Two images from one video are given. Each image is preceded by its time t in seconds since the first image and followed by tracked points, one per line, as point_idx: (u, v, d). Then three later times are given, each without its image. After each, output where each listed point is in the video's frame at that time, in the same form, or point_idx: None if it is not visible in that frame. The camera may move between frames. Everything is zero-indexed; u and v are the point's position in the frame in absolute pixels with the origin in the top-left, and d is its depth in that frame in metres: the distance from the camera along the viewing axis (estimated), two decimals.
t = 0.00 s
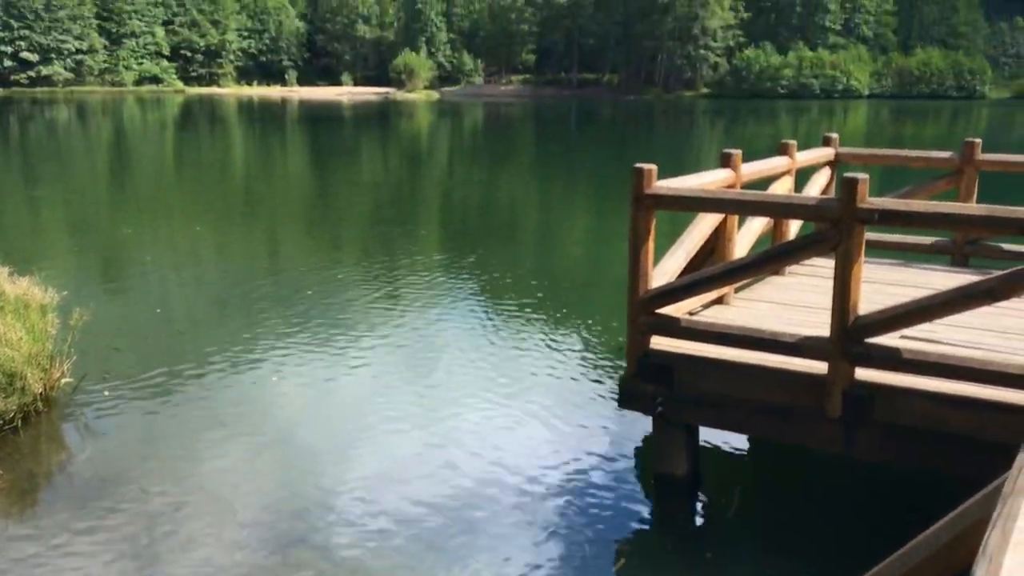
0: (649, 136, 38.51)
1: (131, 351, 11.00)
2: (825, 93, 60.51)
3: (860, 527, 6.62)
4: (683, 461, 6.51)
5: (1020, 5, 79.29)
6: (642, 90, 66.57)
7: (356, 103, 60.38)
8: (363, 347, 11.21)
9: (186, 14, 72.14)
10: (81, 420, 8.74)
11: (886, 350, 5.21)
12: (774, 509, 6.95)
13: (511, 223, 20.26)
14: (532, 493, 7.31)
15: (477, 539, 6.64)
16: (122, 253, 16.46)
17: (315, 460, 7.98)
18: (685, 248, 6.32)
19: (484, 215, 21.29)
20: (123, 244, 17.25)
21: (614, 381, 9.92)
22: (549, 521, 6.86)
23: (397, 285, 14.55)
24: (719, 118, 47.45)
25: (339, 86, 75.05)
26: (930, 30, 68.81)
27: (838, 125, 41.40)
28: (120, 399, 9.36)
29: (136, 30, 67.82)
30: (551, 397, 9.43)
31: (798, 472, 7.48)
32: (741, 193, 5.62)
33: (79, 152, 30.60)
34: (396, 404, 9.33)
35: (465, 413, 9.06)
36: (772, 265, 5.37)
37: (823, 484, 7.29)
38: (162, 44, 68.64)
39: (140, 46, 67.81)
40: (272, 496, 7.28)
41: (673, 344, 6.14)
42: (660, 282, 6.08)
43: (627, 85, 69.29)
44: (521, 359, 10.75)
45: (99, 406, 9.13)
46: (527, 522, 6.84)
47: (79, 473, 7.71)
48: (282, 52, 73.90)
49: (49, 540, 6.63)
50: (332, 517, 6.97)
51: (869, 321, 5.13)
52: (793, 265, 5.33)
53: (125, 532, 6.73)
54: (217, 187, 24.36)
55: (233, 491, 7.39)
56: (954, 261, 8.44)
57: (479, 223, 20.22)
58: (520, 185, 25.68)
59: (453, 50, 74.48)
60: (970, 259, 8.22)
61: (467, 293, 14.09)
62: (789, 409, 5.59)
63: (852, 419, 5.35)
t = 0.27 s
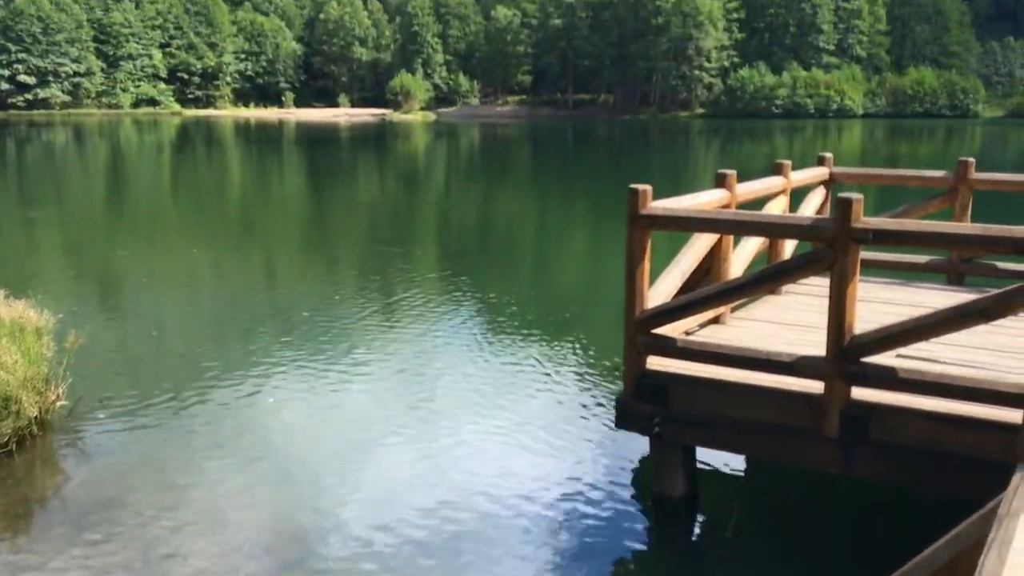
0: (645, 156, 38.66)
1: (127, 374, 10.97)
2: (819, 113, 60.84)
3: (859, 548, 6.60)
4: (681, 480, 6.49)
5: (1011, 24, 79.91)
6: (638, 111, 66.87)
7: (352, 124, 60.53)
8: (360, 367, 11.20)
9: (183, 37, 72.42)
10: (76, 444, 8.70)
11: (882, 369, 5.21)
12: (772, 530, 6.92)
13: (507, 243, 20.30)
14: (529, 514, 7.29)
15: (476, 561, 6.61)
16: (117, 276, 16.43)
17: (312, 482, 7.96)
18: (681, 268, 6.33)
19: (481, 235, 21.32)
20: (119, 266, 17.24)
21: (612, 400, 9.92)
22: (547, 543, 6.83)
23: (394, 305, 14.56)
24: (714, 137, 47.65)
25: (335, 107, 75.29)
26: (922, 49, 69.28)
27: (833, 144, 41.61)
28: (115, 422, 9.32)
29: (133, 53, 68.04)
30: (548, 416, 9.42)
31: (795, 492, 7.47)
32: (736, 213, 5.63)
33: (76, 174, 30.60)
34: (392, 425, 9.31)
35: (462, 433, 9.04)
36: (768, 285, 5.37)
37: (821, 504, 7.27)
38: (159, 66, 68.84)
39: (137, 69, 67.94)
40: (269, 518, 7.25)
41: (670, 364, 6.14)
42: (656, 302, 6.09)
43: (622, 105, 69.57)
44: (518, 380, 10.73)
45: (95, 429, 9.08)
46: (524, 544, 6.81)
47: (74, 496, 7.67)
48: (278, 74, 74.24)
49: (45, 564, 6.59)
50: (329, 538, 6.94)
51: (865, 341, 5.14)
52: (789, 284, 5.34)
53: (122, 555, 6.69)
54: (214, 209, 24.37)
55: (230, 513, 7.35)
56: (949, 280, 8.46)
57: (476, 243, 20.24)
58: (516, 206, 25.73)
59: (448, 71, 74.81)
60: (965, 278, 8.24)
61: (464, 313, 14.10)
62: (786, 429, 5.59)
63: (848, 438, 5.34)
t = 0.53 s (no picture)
0: (641, 174, 38.75)
1: (123, 393, 10.94)
2: (815, 131, 61.06)
3: (857, 566, 6.57)
4: (679, 499, 6.46)
5: (1004, 43, 80.54)
6: (634, 129, 67.15)
7: (349, 143, 60.72)
8: (357, 386, 11.17)
9: (180, 57, 72.75)
10: (71, 464, 8.65)
11: (879, 387, 5.20)
12: (770, 550, 6.90)
13: (504, 261, 20.31)
14: (527, 534, 7.25)
15: None
16: (114, 295, 16.40)
17: (308, 501, 7.93)
18: (677, 286, 6.34)
19: (478, 253, 21.33)
20: (115, 285, 17.22)
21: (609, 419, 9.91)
22: (545, 562, 6.80)
23: (391, 323, 14.55)
24: (710, 155, 47.87)
25: (332, 126, 75.55)
26: (916, 68, 69.77)
27: (829, 162, 41.72)
28: (111, 442, 9.28)
29: (130, 73, 68.33)
30: (545, 435, 9.40)
31: (794, 511, 7.44)
32: (732, 231, 5.64)
33: (72, 193, 30.62)
34: (389, 444, 9.29)
35: (459, 453, 9.01)
36: (764, 304, 5.38)
37: (819, 523, 7.24)
38: (156, 86, 69.13)
39: (134, 88, 68.16)
40: (265, 538, 7.22)
41: (667, 381, 6.14)
42: (651, 320, 6.09)
43: (618, 123, 69.88)
44: (515, 398, 10.70)
45: (91, 449, 9.04)
46: (522, 565, 6.79)
47: (68, 517, 7.62)
48: (275, 93, 74.75)
49: None
50: (325, 558, 6.92)
51: (861, 359, 5.14)
52: (785, 302, 5.35)
53: None
54: (210, 228, 24.39)
55: (226, 535, 7.31)
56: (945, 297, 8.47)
57: (473, 262, 20.25)
58: (514, 224, 25.77)
59: (445, 90, 75.17)
60: (961, 296, 8.26)
61: (461, 331, 14.09)
62: (784, 447, 5.58)
63: (845, 456, 5.33)
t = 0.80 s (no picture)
0: (639, 191, 38.83)
1: (120, 411, 10.93)
2: (812, 148, 61.25)
3: None
4: (678, 517, 6.44)
5: (999, 61, 80.96)
6: (631, 147, 67.38)
7: (347, 160, 60.87)
8: (355, 404, 11.16)
9: (179, 75, 73.04)
10: (68, 483, 8.62)
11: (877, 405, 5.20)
12: (768, 569, 6.88)
13: (502, 278, 20.32)
14: (524, 553, 7.23)
15: None
16: (111, 312, 16.39)
17: (306, 521, 7.91)
18: (674, 303, 6.34)
19: (476, 270, 21.34)
20: (113, 303, 17.22)
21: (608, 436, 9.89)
22: None
23: (389, 341, 14.55)
24: (707, 173, 48.02)
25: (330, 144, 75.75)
26: (912, 86, 70.09)
27: (826, 179, 41.82)
28: (108, 461, 9.26)
29: (129, 91, 68.58)
30: (543, 453, 9.38)
31: (793, 529, 7.43)
32: (729, 249, 5.65)
33: (71, 211, 30.65)
34: (387, 462, 9.27)
35: (457, 471, 8.99)
36: (762, 321, 5.38)
37: (818, 541, 7.22)
38: (155, 104, 69.35)
39: (133, 106, 68.34)
40: (262, 558, 7.20)
41: (665, 399, 6.14)
42: (649, 338, 6.10)
43: (616, 140, 70.10)
44: (514, 416, 10.68)
45: (87, 468, 9.01)
46: None
47: (64, 537, 7.58)
48: (274, 111, 74.50)
49: None
50: None
51: (858, 377, 5.14)
52: (783, 320, 5.35)
53: None
54: (209, 245, 24.42)
55: (222, 555, 7.28)
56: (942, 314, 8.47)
57: (471, 279, 20.26)
58: (512, 241, 25.79)
59: (443, 108, 75.44)
60: (958, 313, 8.26)
61: (459, 348, 14.09)
62: (782, 465, 5.57)
63: (844, 474, 5.32)
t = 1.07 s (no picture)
0: (639, 207, 38.88)
1: (119, 427, 10.92)
2: (811, 164, 61.39)
3: None
4: (677, 534, 6.40)
5: (997, 78, 81.18)
6: (630, 163, 67.57)
7: (347, 176, 61.01)
8: (354, 419, 11.14)
9: (180, 91, 73.37)
10: (66, 500, 8.59)
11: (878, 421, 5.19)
12: None
13: (502, 294, 20.33)
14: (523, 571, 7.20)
15: None
16: (110, 328, 16.40)
17: (304, 538, 7.88)
18: (674, 319, 6.35)
19: (476, 285, 21.34)
20: (112, 318, 17.22)
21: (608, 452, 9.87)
22: None
23: (388, 356, 14.54)
24: (706, 189, 48.11)
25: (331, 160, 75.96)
26: (910, 102, 70.34)
27: (825, 195, 41.90)
28: (106, 477, 9.23)
29: (130, 107, 68.89)
30: (543, 469, 9.36)
31: (794, 548, 7.38)
32: (729, 265, 5.66)
33: (71, 227, 30.71)
34: (386, 478, 9.25)
35: (457, 487, 8.96)
36: (763, 337, 5.37)
37: (818, 558, 7.20)
38: (155, 120, 69.63)
39: (134, 122, 68.59)
40: None
41: (665, 416, 6.12)
42: (649, 354, 6.10)
43: (615, 156, 70.24)
44: (513, 432, 10.67)
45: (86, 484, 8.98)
46: None
47: (61, 553, 7.55)
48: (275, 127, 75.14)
49: None
50: None
51: (857, 394, 5.14)
52: (782, 336, 5.35)
53: None
54: (209, 261, 24.46)
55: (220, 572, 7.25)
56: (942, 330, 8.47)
57: (471, 295, 20.24)
58: (512, 257, 25.78)
59: (443, 124, 75.65)
60: (958, 329, 8.27)
61: (459, 363, 14.09)
62: (782, 481, 5.56)
63: (844, 491, 5.31)
